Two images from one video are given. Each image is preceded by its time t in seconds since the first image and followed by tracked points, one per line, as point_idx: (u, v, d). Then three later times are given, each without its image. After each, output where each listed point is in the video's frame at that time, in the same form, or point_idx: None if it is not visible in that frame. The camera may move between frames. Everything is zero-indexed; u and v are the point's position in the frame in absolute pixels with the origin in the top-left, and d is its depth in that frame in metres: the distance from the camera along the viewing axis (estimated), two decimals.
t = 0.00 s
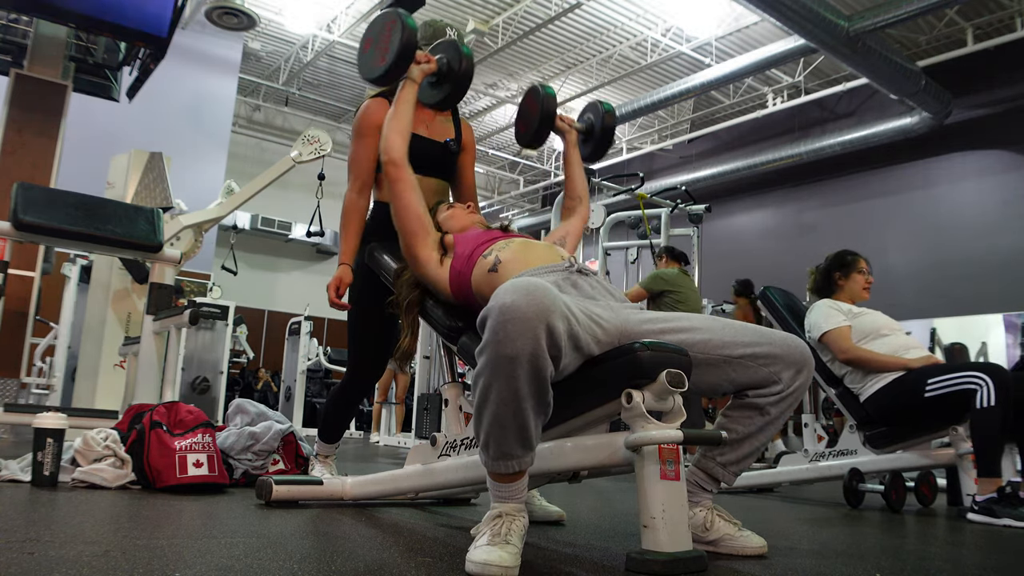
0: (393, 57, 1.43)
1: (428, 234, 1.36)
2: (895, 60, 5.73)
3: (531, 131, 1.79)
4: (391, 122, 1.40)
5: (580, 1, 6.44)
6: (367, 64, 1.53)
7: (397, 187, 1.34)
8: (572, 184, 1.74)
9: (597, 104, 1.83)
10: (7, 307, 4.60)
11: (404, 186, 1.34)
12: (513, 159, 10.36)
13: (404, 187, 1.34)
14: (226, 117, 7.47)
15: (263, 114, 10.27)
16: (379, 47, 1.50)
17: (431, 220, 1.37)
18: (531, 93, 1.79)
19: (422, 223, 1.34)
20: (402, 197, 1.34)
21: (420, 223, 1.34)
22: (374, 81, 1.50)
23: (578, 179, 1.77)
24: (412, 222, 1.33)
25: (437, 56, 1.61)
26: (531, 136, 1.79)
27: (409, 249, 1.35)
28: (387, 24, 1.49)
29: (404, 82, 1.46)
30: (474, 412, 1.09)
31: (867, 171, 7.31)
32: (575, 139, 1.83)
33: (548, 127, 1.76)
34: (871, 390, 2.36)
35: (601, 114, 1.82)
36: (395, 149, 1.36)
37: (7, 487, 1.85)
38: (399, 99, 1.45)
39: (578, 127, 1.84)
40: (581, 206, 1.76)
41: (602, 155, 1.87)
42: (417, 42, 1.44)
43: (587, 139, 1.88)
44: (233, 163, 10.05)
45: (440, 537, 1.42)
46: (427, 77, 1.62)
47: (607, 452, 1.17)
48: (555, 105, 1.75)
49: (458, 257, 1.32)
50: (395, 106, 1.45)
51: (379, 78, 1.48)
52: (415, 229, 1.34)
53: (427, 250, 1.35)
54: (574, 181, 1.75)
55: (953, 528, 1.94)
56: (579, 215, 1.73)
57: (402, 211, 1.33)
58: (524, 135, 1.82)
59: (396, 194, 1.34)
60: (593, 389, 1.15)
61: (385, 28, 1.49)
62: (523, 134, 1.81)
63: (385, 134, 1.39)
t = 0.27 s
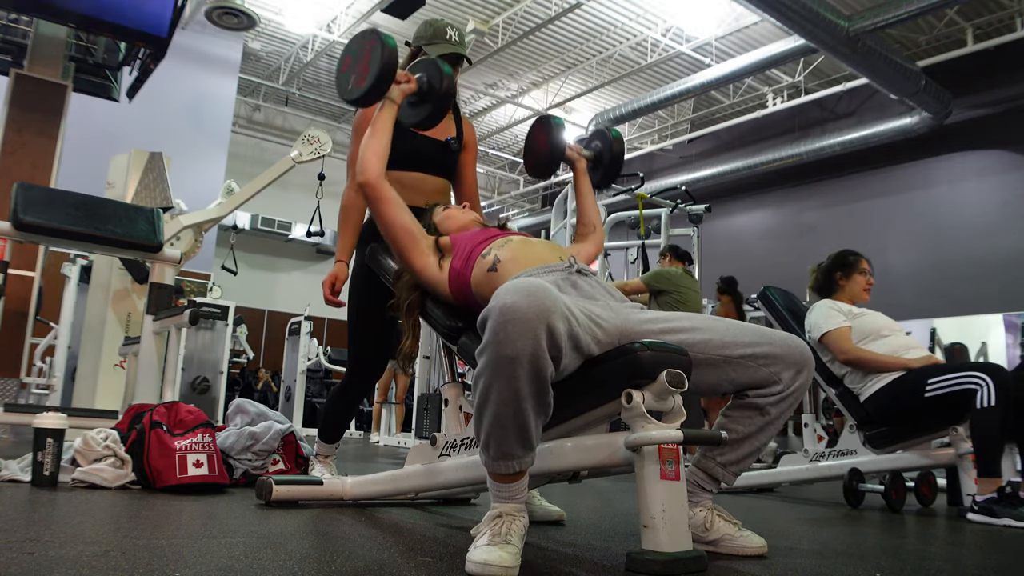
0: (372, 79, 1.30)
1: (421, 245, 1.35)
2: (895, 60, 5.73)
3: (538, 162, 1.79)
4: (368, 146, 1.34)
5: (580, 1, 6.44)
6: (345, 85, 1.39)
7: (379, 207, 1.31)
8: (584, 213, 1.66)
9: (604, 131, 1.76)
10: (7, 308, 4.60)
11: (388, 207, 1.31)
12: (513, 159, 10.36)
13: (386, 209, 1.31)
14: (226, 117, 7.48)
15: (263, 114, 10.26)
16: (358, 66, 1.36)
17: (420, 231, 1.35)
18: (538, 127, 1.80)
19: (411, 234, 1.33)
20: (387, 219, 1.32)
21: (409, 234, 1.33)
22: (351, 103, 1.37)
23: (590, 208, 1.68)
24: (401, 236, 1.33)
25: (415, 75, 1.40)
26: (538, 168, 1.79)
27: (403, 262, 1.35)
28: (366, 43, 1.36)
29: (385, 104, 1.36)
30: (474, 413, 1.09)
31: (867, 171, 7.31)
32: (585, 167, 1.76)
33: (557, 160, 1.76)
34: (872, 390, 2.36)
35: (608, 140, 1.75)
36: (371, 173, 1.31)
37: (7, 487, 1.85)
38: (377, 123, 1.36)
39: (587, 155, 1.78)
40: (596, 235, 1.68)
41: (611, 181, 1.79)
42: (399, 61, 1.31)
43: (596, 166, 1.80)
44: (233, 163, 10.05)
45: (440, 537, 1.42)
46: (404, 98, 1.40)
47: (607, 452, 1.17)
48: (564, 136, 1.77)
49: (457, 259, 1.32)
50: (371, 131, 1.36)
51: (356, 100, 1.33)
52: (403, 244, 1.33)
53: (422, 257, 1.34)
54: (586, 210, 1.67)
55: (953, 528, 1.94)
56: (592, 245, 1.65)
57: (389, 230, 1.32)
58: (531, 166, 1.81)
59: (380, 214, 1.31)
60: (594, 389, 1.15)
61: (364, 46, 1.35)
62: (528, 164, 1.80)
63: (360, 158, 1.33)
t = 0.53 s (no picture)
0: (358, 102, 1.38)
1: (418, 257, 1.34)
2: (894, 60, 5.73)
3: (546, 190, 1.78)
4: (353, 169, 1.36)
5: (580, 1, 6.44)
6: (330, 107, 1.49)
7: (370, 231, 1.33)
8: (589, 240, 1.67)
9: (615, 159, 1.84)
10: (6, 307, 4.60)
11: (376, 229, 1.33)
12: (513, 159, 10.36)
13: (375, 231, 1.33)
14: (226, 117, 7.47)
15: (263, 114, 10.26)
16: (344, 89, 1.45)
17: (414, 241, 1.35)
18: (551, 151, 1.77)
19: (406, 249, 1.34)
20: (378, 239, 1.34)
21: (403, 248, 1.34)
22: (338, 124, 1.46)
23: (596, 233, 1.68)
24: (396, 252, 1.33)
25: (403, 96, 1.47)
26: (547, 194, 1.79)
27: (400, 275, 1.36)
28: (353, 65, 1.45)
29: (369, 126, 1.41)
30: (473, 413, 1.09)
31: (867, 171, 7.31)
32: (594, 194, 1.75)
33: (567, 183, 1.73)
34: (872, 390, 2.36)
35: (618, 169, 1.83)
36: (355, 202, 1.32)
37: (7, 487, 1.85)
38: (362, 146, 1.39)
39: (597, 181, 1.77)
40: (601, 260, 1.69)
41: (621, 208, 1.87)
42: (384, 84, 1.38)
43: (606, 194, 1.87)
44: (232, 163, 10.05)
45: (440, 537, 1.42)
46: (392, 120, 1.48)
47: (607, 452, 1.17)
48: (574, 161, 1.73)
49: (456, 260, 1.32)
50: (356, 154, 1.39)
51: (345, 122, 1.42)
52: (400, 261, 1.34)
53: (420, 264, 1.34)
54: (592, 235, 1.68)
55: (953, 528, 1.94)
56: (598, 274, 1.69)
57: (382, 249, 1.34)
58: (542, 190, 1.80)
59: (373, 236, 1.33)
60: (593, 389, 1.15)
61: (350, 68, 1.45)
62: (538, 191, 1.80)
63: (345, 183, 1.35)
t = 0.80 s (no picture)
0: (345, 134, 1.33)
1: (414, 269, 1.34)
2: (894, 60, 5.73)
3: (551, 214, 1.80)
4: (343, 196, 1.34)
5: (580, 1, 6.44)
6: (318, 137, 1.42)
7: (366, 256, 1.33)
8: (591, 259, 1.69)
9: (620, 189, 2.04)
10: (6, 308, 4.60)
11: (371, 252, 1.33)
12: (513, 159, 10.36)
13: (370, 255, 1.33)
14: (226, 117, 7.48)
15: (263, 114, 10.26)
16: (331, 118, 1.39)
17: (411, 254, 1.35)
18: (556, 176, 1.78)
19: (402, 265, 1.33)
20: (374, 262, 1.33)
21: (400, 263, 1.33)
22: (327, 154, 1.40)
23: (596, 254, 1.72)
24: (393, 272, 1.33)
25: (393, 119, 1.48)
26: (551, 218, 1.80)
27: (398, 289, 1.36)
28: (339, 93, 1.38)
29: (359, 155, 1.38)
30: (472, 414, 1.09)
31: (867, 171, 7.31)
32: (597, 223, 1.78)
33: (571, 210, 1.75)
34: (871, 390, 2.36)
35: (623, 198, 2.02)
36: (345, 236, 1.31)
37: (7, 487, 1.85)
38: (353, 173, 1.37)
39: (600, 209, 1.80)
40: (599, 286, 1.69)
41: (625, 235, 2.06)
42: (373, 110, 1.34)
43: (608, 222, 2.08)
44: (232, 163, 10.05)
45: (440, 536, 1.42)
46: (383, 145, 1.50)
47: (607, 452, 1.16)
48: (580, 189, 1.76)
49: (455, 261, 1.32)
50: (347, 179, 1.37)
51: (333, 152, 1.37)
52: (400, 278, 1.34)
53: (420, 271, 1.34)
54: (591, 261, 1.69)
55: (953, 528, 1.94)
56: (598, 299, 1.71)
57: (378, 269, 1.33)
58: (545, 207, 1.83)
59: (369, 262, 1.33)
60: (593, 387, 1.15)
61: (337, 97, 1.38)
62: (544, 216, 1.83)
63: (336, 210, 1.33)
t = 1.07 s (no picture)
0: (344, 152, 1.32)
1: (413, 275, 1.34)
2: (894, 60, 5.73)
3: (550, 227, 1.84)
4: (342, 211, 1.33)
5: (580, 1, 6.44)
6: (316, 154, 1.41)
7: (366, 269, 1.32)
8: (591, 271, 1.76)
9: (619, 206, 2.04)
10: (6, 308, 4.60)
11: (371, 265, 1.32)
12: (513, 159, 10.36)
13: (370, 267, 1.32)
14: (226, 117, 7.48)
15: (263, 114, 10.26)
16: (329, 136, 1.38)
17: (410, 262, 1.34)
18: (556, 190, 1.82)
19: (401, 274, 1.33)
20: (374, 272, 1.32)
21: (399, 273, 1.33)
22: (325, 172, 1.39)
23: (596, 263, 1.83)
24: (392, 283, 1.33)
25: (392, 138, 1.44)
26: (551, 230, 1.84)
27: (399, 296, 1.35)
28: (337, 111, 1.37)
29: (357, 172, 1.37)
30: (473, 415, 1.10)
31: (867, 171, 7.31)
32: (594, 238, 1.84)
33: (570, 225, 1.78)
34: (871, 390, 2.36)
35: (621, 214, 2.02)
36: (344, 254, 1.30)
37: (7, 487, 1.85)
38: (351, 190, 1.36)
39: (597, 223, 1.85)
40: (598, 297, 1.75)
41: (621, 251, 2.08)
42: (371, 128, 1.33)
43: (607, 234, 2.08)
44: (232, 163, 10.05)
45: (440, 537, 1.42)
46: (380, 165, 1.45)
47: (607, 452, 1.16)
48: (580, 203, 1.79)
49: (455, 262, 1.32)
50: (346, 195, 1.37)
51: (332, 169, 1.36)
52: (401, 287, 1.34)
53: (420, 274, 1.34)
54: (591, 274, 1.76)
55: (953, 528, 1.94)
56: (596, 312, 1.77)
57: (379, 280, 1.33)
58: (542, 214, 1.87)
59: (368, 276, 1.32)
60: (593, 387, 1.15)
61: (335, 115, 1.37)
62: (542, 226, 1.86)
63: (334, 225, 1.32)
